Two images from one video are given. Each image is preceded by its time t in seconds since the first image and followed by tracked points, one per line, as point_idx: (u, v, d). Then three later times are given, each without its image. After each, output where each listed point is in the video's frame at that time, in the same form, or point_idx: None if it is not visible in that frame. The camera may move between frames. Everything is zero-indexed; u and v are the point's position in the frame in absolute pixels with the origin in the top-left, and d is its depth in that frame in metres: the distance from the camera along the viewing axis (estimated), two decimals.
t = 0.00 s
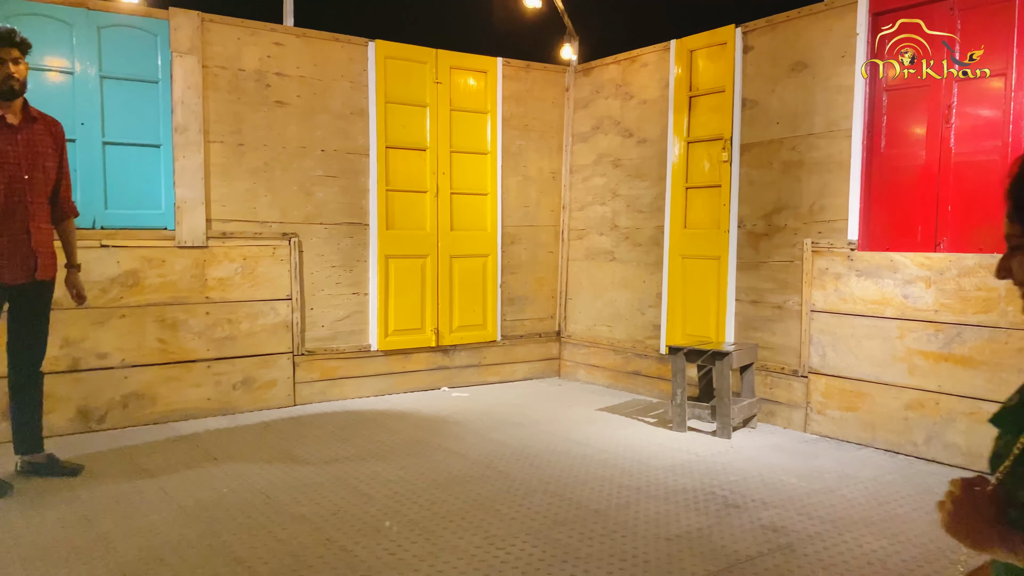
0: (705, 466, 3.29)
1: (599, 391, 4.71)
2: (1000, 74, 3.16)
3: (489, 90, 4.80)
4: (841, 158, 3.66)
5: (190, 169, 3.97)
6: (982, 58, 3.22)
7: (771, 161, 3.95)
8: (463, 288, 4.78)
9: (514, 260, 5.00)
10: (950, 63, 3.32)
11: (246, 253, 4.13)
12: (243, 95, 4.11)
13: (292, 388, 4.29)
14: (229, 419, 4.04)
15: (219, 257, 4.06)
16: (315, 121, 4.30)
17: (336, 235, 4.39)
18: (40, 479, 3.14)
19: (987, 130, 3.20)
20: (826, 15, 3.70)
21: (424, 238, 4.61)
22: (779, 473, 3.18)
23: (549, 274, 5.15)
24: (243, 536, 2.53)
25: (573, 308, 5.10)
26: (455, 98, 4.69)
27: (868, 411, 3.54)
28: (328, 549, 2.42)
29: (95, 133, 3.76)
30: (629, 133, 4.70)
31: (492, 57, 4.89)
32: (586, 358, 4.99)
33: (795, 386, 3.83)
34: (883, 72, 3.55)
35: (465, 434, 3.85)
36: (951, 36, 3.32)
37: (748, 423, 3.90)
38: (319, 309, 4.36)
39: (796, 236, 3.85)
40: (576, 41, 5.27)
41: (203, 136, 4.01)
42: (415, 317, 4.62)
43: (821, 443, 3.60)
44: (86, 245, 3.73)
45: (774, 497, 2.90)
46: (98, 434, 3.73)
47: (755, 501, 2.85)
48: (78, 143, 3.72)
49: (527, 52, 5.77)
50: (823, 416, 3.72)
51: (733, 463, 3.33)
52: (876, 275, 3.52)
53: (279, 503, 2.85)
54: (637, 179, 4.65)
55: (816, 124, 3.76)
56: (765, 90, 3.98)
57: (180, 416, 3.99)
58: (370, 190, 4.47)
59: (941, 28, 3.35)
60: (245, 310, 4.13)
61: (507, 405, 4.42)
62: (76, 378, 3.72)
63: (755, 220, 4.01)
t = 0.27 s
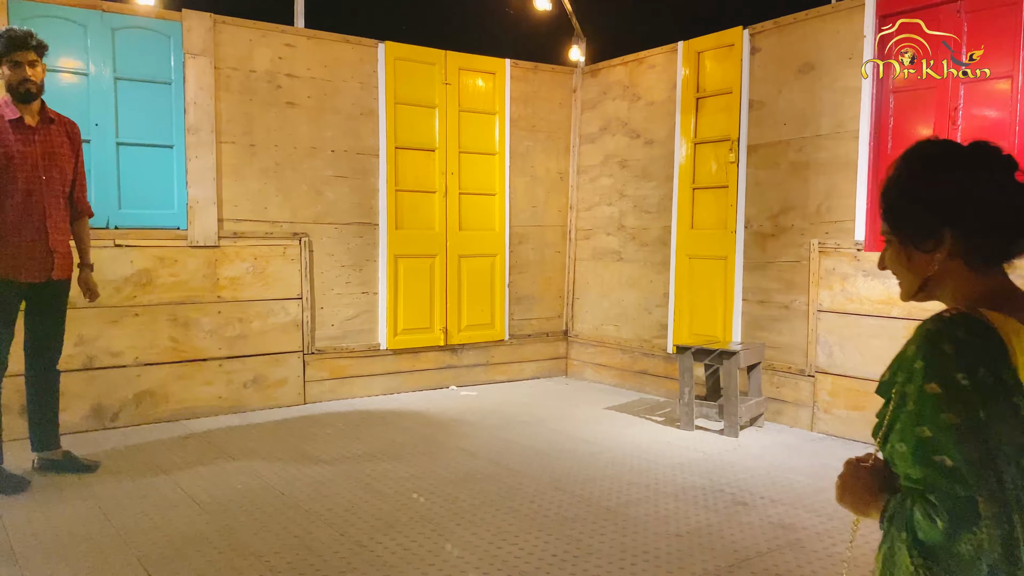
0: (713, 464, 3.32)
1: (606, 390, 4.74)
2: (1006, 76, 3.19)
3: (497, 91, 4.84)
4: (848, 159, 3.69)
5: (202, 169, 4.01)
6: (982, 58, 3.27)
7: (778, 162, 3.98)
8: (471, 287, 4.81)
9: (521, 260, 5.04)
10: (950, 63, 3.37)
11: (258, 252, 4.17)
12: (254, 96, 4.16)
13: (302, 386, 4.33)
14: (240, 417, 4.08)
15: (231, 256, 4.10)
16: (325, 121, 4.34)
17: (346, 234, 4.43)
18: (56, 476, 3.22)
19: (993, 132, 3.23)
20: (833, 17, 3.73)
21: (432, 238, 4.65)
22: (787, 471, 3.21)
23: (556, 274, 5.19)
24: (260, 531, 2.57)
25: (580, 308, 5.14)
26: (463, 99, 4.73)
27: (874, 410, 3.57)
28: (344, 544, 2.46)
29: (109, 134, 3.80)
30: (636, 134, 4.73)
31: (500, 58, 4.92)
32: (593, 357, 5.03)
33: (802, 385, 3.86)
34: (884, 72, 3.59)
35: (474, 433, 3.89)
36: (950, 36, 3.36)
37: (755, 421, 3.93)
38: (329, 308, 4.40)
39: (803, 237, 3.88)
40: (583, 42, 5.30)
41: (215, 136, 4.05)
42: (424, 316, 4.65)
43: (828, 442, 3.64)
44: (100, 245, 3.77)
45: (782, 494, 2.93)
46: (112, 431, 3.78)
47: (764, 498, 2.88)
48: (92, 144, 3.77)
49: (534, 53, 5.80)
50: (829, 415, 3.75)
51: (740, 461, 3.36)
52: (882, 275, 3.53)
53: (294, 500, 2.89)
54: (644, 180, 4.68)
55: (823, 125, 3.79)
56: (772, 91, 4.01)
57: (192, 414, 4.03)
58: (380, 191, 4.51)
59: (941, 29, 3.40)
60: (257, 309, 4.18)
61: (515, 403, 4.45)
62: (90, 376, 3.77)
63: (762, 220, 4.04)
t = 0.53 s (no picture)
0: (721, 467, 3.36)
1: (611, 394, 4.78)
2: (1008, 83, 3.25)
3: (502, 97, 4.88)
4: (852, 165, 3.74)
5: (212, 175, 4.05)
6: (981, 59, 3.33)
7: (782, 167, 4.03)
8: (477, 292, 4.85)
9: (526, 264, 5.08)
10: (950, 63, 3.43)
11: (266, 258, 4.21)
12: (263, 103, 4.20)
13: (310, 391, 4.37)
14: (249, 421, 4.11)
15: (240, 262, 4.14)
16: (333, 128, 4.38)
17: (354, 240, 4.47)
18: (69, 480, 3.26)
19: (996, 137, 3.29)
20: (837, 25, 3.79)
21: (439, 243, 4.69)
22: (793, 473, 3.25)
23: (561, 278, 5.23)
24: (279, 534, 2.61)
25: (585, 312, 5.18)
26: (469, 105, 4.77)
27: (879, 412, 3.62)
28: (362, 546, 2.50)
29: (119, 141, 3.83)
30: (640, 140, 4.78)
31: (504, 65, 4.96)
32: (598, 361, 5.06)
33: (807, 388, 3.90)
34: (885, 72, 3.65)
35: (481, 437, 3.92)
36: (950, 36, 3.42)
37: (760, 424, 3.97)
38: (337, 313, 4.43)
39: (807, 241, 3.92)
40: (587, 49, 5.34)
41: (225, 143, 4.09)
42: (430, 320, 4.69)
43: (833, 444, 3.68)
44: (110, 251, 3.80)
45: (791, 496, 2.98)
46: (122, 436, 3.80)
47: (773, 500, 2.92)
48: (103, 151, 3.80)
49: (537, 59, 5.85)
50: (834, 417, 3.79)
51: (748, 463, 3.40)
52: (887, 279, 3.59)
53: (310, 504, 2.93)
54: (648, 185, 4.73)
55: (827, 131, 3.84)
56: (776, 98, 4.06)
57: (201, 418, 4.06)
58: (387, 196, 4.55)
59: (941, 29, 3.46)
60: (265, 314, 4.21)
61: (521, 407, 4.49)
62: (101, 381, 3.79)
63: (766, 225, 4.09)
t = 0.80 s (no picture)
0: (722, 466, 3.42)
1: (609, 396, 4.83)
2: (1000, 88, 3.35)
3: (500, 102, 4.93)
4: (847, 170, 3.83)
5: (215, 180, 4.08)
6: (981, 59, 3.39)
7: (777, 172, 4.10)
8: (477, 295, 4.90)
9: (524, 268, 5.13)
10: (950, 63, 3.48)
11: (268, 262, 4.24)
12: (265, 108, 4.23)
13: (312, 394, 4.40)
14: (252, 425, 4.16)
15: (242, 266, 4.17)
16: (334, 133, 4.42)
17: (354, 244, 4.50)
18: (78, 481, 3.39)
19: (988, 142, 3.38)
20: (830, 32, 3.88)
21: (439, 247, 4.74)
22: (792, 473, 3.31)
23: (558, 282, 5.28)
24: (291, 536, 2.65)
25: (582, 315, 5.23)
26: (468, 111, 4.82)
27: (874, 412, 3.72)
28: (373, 545, 2.56)
29: (122, 146, 3.86)
30: (636, 145, 4.84)
31: (502, 70, 5.02)
32: (595, 363, 5.11)
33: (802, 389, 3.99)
34: (884, 72, 3.72)
35: (483, 443, 3.98)
36: (950, 36, 3.48)
37: (758, 424, 4.04)
38: (338, 317, 4.47)
39: (803, 245, 3.99)
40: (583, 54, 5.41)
41: (227, 149, 4.13)
42: (430, 324, 4.72)
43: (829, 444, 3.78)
44: (114, 256, 3.83)
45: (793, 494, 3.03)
46: (126, 440, 3.85)
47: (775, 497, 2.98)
48: (107, 156, 3.82)
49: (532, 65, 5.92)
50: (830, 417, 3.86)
51: (748, 462, 3.47)
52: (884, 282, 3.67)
53: (321, 508, 2.99)
54: (645, 189, 4.79)
55: (822, 136, 3.92)
56: (771, 103, 4.14)
57: (204, 422, 4.10)
58: (387, 201, 4.58)
59: (942, 29, 3.51)
60: (267, 318, 4.25)
61: (522, 409, 4.55)
62: (105, 385, 3.83)
63: (762, 228, 4.16)
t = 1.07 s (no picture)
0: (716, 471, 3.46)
1: (601, 402, 4.86)
2: (984, 97, 3.42)
3: (491, 111, 4.97)
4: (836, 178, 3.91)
5: (208, 189, 4.10)
6: (981, 60, 3.43)
7: (766, 180, 4.16)
8: (469, 303, 4.92)
9: (517, 275, 5.16)
10: (950, 63, 3.51)
11: (261, 269, 4.26)
12: (258, 117, 4.26)
13: (304, 401, 4.41)
14: (247, 432, 4.18)
15: (235, 274, 4.19)
16: (327, 141, 4.45)
17: (347, 251, 4.53)
18: (72, 489, 3.40)
19: (973, 150, 3.45)
20: (817, 42, 3.95)
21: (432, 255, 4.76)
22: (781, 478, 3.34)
23: (550, 289, 5.31)
24: (292, 546, 2.69)
25: (574, 321, 5.27)
26: (460, 119, 4.86)
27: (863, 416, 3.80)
28: (370, 551, 2.60)
29: (117, 154, 3.89)
30: (627, 153, 4.89)
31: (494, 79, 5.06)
32: (587, 369, 5.14)
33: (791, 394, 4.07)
34: (884, 72, 3.74)
35: (476, 450, 4.01)
36: (950, 36, 3.51)
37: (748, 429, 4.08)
38: (330, 324, 4.48)
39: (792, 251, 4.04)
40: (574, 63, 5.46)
41: (220, 157, 4.15)
42: (422, 331, 4.74)
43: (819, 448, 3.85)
44: (108, 264, 3.85)
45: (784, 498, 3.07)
46: (119, 448, 3.86)
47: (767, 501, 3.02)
48: (101, 165, 3.84)
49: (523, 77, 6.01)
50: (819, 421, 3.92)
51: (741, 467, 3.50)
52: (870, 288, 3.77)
53: (321, 517, 3.05)
54: (636, 197, 4.83)
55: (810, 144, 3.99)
56: (759, 112, 4.20)
57: (198, 429, 4.12)
58: (380, 208, 4.61)
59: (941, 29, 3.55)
60: (260, 325, 4.27)
61: (515, 416, 4.57)
62: (98, 393, 3.84)
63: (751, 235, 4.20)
